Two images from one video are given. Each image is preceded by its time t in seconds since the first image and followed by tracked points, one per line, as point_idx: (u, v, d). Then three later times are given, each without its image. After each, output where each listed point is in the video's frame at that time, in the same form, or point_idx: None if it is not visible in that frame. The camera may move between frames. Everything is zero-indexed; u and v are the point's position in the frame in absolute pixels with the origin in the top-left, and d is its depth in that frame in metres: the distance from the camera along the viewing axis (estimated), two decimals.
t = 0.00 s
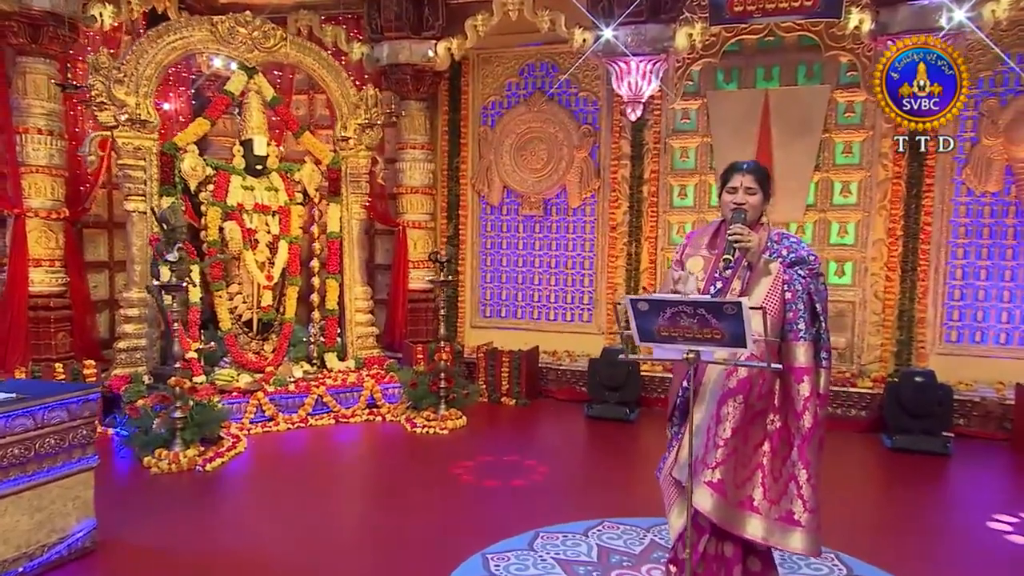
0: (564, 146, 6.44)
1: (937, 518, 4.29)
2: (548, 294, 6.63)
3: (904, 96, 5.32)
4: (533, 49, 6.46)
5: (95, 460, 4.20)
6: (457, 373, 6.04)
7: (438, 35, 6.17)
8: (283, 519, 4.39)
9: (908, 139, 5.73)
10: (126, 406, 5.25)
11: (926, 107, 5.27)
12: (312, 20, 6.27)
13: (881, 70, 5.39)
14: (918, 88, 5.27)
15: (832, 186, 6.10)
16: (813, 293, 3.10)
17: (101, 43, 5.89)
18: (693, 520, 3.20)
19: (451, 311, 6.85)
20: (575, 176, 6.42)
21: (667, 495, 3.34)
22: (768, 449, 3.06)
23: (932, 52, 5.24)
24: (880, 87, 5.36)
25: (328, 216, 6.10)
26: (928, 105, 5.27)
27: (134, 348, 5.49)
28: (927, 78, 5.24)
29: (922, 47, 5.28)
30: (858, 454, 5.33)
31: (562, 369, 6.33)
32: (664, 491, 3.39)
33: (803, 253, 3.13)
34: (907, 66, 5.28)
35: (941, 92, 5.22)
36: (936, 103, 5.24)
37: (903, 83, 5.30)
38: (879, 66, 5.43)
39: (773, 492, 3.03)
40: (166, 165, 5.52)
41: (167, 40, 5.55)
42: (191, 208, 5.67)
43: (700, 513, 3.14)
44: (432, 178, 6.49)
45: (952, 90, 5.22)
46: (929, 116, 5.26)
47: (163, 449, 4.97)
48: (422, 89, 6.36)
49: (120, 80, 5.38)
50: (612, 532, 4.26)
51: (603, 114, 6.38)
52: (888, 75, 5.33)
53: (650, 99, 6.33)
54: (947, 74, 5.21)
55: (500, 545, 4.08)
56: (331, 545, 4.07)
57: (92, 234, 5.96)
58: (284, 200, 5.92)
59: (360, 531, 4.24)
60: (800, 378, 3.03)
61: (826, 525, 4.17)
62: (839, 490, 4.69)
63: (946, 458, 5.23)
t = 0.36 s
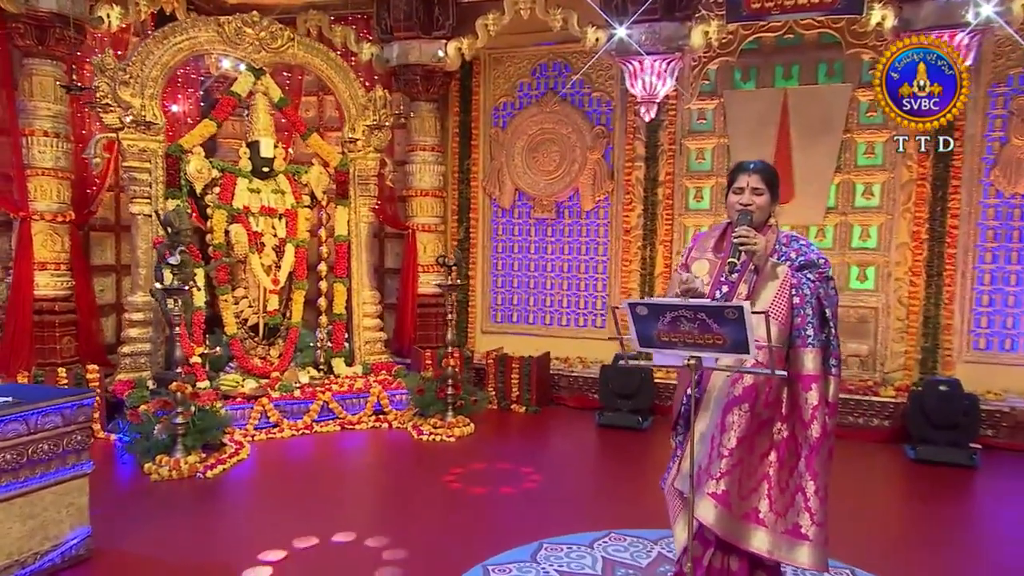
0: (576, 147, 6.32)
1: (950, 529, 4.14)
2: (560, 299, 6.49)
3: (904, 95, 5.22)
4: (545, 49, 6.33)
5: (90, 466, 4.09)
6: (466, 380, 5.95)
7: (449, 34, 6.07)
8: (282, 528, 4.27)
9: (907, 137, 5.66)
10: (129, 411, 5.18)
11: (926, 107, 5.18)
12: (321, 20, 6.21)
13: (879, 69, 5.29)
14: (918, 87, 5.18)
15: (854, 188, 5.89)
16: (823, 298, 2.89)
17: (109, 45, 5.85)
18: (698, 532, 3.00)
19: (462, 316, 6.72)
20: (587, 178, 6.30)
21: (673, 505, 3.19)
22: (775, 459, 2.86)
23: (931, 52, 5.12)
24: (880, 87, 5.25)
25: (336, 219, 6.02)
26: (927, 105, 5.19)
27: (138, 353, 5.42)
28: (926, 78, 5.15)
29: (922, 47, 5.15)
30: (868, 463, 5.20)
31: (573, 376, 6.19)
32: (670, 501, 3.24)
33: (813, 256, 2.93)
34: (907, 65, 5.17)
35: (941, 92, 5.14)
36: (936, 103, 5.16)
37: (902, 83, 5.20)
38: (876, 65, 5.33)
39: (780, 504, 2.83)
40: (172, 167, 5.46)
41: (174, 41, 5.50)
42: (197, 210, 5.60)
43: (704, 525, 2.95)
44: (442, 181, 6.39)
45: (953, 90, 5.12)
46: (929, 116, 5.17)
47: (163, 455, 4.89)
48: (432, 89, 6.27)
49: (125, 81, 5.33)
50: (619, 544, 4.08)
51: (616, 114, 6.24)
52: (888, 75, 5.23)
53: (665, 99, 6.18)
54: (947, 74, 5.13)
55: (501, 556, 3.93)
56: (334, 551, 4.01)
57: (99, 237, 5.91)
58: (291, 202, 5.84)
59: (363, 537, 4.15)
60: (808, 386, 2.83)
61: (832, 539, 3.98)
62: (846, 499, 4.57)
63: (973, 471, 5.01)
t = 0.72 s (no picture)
0: (589, 149, 6.18)
1: (970, 543, 3.97)
2: (574, 305, 6.33)
3: (904, 95, 5.07)
4: (558, 48, 6.20)
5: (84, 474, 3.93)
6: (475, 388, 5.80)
7: (459, 34, 5.98)
8: (283, 539, 4.13)
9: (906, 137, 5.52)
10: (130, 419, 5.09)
11: (925, 107, 5.02)
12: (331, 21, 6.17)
13: (878, 69, 5.13)
14: (917, 87, 5.03)
15: (878, 190, 5.67)
16: (835, 303, 2.72)
17: (116, 48, 5.79)
18: (704, 547, 2.86)
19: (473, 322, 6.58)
20: (601, 180, 6.15)
21: (678, 520, 3.01)
22: (785, 471, 2.71)
23: (932, 52, 4.97)
24: (880, 88, 5.09)
25: (343, 223, 5.91)
26: (928, 105, 5.03)
27: (141, 359, 5.34)
28: (926, 78, 5.00)
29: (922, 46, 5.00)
30: (886, 474, 5.02)
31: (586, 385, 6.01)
32: (675, 515, 3.06)
33: (825, 259, 2.76)
34: (907, 65, 5.02)
35: (941, 92, 4.99)
36: (936, 102, 5.00)
37: (902, 83, 5.04)
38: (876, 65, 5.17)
39: (790, 518, 2.68)
40: (177, 171, 5.38)
41: (179, 42, 5.42)
42: (202, 214, 5.51)
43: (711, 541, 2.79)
44: (453, 184, 6.28)
45: (954, 89, 4.96)
46: (928, 116, 5.02)
47: (164, 463, 4.79)
48: (443, 91, 6.15)
49: (130, 84, 5.25)
50: (625, 559, 3.90)
51: (631, 116, 6.08)
52: (887, 74, 5.06)
53: (681, 100, 6.01)
54: (947, 74, 4.98)
55: (503, 570, 3.76)
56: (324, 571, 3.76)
57: (105, 241, 5.84)
58: (298, 206, 5.74)
59: (366, 549, 4.00)
60: (819, 396, 2.68)
61: (845, 557, 3.74)
62: (861, 509, 4.41)
63: (1003, 486, 4.77)
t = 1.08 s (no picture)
0: (601, 152, 6.04)
1: (994, 560, 3.77)
2: (585, 313, 6.17)
3: (904, 95, 5.17)
4: (570, 49, 6.08)
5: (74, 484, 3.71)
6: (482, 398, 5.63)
7: (468, 36, 5.87)
8: (282, 551, 3.99)
9: (907, 137, 5.38)
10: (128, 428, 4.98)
11: (925, 107, 5.13)
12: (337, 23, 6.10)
13: (879, 69, 5.24)
14: (919, 87, 5.12)
15: (900, 195, 5.47)
16: (842, 308, 2.64)
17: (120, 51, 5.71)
18: (708, 562, 2.76)
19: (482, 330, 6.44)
20: (613, 185, 6.01)
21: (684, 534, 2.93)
22: (791, 483, 2.62)
23: (932, 52, 5.10)
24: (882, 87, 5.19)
25: (348, 229, 5.80)
26: (928, 105, 5.13)
27: (142, 367, 5.24)
28: (926, 78, 5.10)
29: (922, 46, 5.14)
30: (907, 489, 4.81)
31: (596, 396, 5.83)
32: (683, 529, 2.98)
33: (832, 263, 2.69)
34: (909, 65, 5.13)
35: (941, 92, 5.09)
36: (936, 102, 5.11)
37: (903, 83, 5.13)
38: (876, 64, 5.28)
39: (797, 532, 2.58)
40: (178, 175, 5.28)
41: (182, 45, 5.33)
42: (204, 219, 5.42)
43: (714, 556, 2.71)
44: (461, 189, 6.16)
45: (956, 88, 5.07)
46: (928, 116, 5.13)
47: (162, 473, 4.67)
48: (451, 93, 6.03)
49: (132, 87, 5.16)
50: None
51: (644, 118, 5.94)
52: (889, 74, 5.17)
53: (695, 102, 5.85)
54: (947, 74, 5.09)
55: None
56: None
57: (107, 247, 5.77)
58: (302, 211, 5.63)
59: (366, 563, 3.84)
60: (826, 404, 2.58)
61: None
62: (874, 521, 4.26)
63: None
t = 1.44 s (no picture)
0: (614, 155, 5.91)
1: None
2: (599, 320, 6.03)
3: (904, 95, 5.16)
4: (583, 50, 5.95)
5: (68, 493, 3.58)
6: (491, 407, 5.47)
7: (478, 36, 5.79)
8: (283, 563, 3.84)
9: (908, 138, 5.23)
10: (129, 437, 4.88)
11: (925, 107, 5.11)
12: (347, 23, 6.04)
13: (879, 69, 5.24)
14: (919, 87, 5.12)
15: (925, 198, 5.25)
16: (852, 317, 2.55)
17: (125, 54, 5.64)
18: None
19: (492, 338, 6.30)
20: (627, 188, 5.87)
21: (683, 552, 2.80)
22: (797, 501, 2.52)
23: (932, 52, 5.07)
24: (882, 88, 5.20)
25: (355, 233, 5.69)
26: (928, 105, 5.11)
27: (144, 375, 5.15)
28: (926, 78, 5.09)
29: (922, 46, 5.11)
30: (932, 505, 4.60)
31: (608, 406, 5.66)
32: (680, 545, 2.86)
33: (842, 271, 2.58)
34: (909, 65, 5.13)
35: (941, 92, 5.07)
36: (936, 102, 5.08)
37: (902, 83, 5.14)
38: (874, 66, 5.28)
39: (802, 552, 2.50)
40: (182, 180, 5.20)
41: (186, 47, 5.24)
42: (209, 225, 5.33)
43: None
44: (471, 193, 6.06)
45: (957, 87, 5.03)
46: (928, 116, 5.10)
47: (160, 483, 4.56)
48: (462, 95, 5.90)
49: (135, 90, 5.07)
50: None
51: (659, 119, 5.78)
52: (888, 75, 5.19)
53: (711, 103, 5.68)
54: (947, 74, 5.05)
55: None
56: None
57: (112, 253, 5.70)
58: (308, 216, 5.52)
59: None
60: (834, 417, 2.48)
61: None
62: (897, 539, 4.06)
63: None
